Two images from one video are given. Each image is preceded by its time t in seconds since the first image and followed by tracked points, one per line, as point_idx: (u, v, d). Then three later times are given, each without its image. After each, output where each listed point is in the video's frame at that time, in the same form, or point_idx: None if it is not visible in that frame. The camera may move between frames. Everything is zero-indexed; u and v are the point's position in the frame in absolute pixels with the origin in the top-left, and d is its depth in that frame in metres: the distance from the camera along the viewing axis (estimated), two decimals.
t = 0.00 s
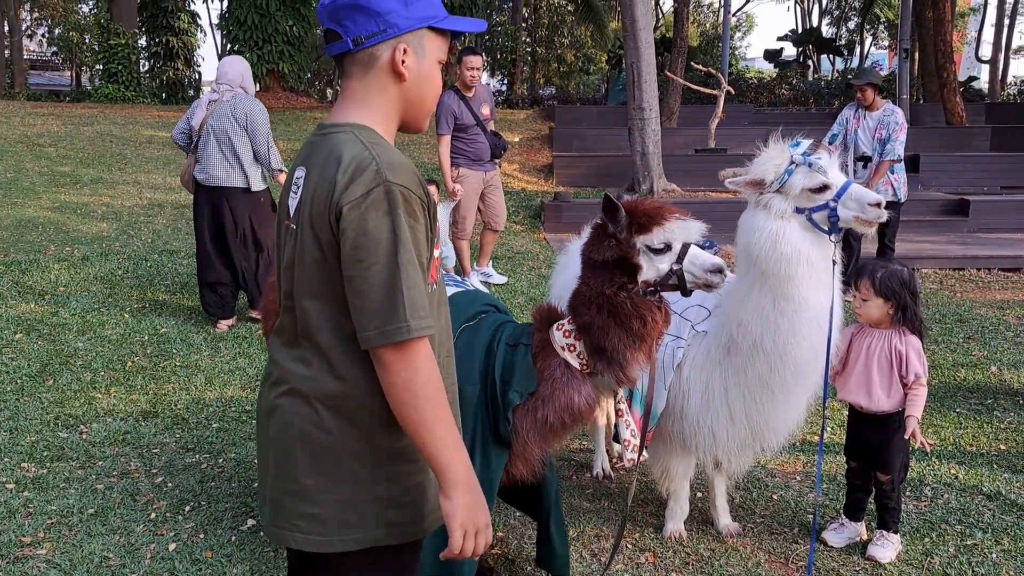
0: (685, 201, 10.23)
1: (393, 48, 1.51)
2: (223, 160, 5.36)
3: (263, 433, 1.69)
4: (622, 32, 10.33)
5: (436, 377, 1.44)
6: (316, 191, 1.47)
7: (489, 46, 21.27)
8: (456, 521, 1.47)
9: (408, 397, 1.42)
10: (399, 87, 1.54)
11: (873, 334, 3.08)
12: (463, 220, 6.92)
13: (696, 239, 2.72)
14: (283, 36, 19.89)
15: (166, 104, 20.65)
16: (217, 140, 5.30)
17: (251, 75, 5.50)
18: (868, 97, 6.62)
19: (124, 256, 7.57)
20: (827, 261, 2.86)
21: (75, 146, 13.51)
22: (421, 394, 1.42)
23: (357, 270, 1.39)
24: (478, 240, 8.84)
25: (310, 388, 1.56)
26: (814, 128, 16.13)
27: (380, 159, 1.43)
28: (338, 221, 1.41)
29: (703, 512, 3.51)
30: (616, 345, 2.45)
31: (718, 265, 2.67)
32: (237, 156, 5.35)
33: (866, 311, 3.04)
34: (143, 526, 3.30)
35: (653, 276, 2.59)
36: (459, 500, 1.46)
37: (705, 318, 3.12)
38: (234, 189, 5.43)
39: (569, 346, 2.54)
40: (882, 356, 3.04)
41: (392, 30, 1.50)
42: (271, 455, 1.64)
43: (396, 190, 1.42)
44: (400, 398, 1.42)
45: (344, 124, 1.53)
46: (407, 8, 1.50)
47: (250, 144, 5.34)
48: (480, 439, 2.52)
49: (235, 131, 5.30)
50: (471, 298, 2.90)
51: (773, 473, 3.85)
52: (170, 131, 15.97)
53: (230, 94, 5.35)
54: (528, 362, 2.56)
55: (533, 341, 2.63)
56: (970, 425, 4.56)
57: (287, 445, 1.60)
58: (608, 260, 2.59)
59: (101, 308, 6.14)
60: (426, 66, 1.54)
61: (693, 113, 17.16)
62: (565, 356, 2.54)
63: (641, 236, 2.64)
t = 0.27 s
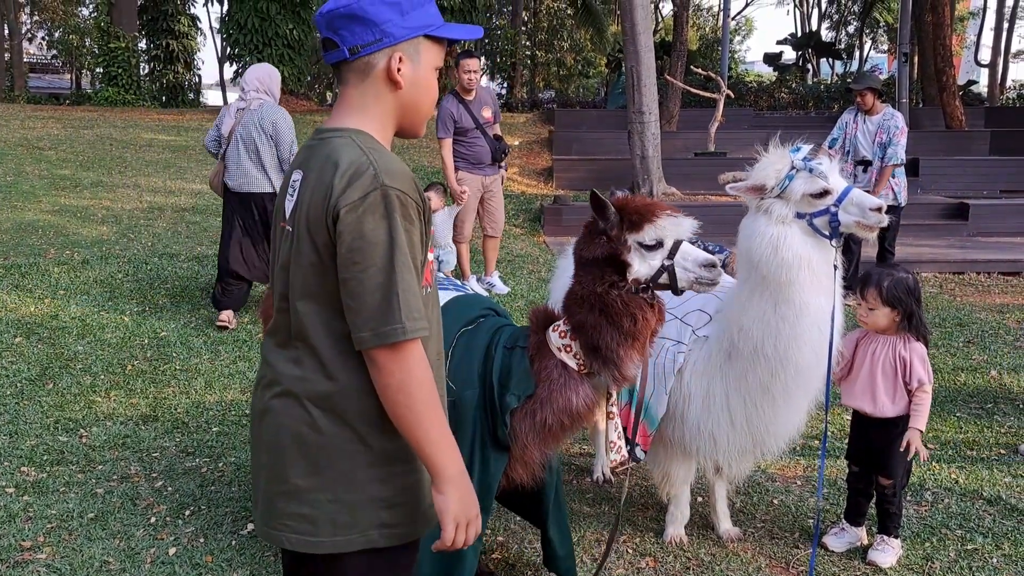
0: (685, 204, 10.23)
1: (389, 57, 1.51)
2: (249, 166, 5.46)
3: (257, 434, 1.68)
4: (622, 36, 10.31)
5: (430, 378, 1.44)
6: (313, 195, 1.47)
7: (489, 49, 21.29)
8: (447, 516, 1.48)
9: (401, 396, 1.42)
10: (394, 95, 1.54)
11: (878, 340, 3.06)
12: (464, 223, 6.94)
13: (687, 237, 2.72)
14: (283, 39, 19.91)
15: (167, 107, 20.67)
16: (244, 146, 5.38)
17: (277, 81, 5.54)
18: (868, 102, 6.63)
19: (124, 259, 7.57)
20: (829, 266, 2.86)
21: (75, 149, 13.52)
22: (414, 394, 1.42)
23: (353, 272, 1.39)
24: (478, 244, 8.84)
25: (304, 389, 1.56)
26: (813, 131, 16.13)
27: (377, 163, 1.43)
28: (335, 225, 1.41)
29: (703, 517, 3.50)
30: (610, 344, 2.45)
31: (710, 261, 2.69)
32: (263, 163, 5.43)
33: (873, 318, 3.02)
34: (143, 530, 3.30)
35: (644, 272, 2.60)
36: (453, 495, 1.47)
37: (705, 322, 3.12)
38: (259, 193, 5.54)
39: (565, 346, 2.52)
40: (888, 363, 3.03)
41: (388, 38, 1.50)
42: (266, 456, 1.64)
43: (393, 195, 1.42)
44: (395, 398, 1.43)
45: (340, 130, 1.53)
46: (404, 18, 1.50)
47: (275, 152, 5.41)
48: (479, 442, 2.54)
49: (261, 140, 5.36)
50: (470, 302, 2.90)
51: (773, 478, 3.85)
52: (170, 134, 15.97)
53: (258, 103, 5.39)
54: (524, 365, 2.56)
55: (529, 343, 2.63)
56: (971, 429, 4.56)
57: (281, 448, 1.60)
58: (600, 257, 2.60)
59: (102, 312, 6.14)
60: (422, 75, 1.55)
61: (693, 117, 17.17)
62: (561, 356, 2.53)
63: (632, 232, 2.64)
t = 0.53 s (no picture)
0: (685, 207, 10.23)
1: (378, 65, 1.51)
2: (274, 162, 5.49)
3: (253, 440, 1.69)
4: (622, 38, 10.31)
5: (416, 380, 1.44)
6: (303, 198, 1.47)
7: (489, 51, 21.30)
8: (435, 519, 1.47)
9: (387, 398, 1.42)
10: (384, 102, 1.55)
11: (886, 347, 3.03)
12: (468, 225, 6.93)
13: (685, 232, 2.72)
14: (284, 41, 19.93)
15: (167, 109, 20.68)
16: (270, 143, 5.42)
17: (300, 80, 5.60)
18: (867, 105, 6.64)
19: (124, 262, 7.57)
20: (828, 269, 2.86)
21: (76, 151, 13.52)
22: (400, 396, 1.42)
23: (341, 274, 1.40)
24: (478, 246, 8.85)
25: (295, 394, 1.56)
26: (813, 134, 16.14)
27: (365, 166, 1.43)
28: (323, 228, 1.41)
29: (704, 520, 3.50)
30: (608, 342, 2.48)
31: (705, 259, 2.69)
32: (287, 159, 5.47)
33: (885, 326, 2.98)
34: (143, 532, 3.29)
35: (642, 270, 2.59)
36: (440, 497, 1.47)
37: (706, 324, 3.12)
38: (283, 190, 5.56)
39: (564, 346, 2.55)
40: (897, 370, 3.00)
41: (377, 47, 1.50)
42: (262, 462, 1.65)
43: (381, 197, 1.42)
44: (381, 401, 1.42)
45: (330, 136, 1.53)
46: (392, 27, 1.51)
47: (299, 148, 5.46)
48: (480, 444, 2.52)
49: (286, 136, 5.41)
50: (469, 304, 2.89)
51: (774, 481, 3.84)
52: (170, 136, 15.98)
53: (281, 100, 5.46)
54: (526, 365, 2.56)
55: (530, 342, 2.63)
56: (971, 432, 4.56)
57: (277, 453, 1.60)
58: (597, 256, 2.60)
59: (102, 314, 6.14)
60: (412, 81, 1.55)
61: (693, 119, 17.18)
62: (561, 356, 2.55)
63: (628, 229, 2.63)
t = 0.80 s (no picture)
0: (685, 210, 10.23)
1: (374, 69, 1.51)
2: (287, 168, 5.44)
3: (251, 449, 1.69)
4: (622, 41, 10.31)
5: (407, 389, 1.44)
6: (297, 205, 1.46)
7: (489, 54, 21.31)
8: (422, 532, 1.48)
9: (377, 408, 1.42)
10: (380, 105, 1.54)
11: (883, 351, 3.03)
12: (469, 225, 6.94)
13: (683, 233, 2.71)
14: (284, 44, 19.95)
15: (167, 111, 20.68)
16: (283, 148, 5.37)
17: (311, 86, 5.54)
18: (867, 108, 6.64)
19: (124, 264, 7.56)
20: (828, 273, 2.86)
21: (76, 154, 13.52)
22: (389, 407, 1.42)
23: (332, 282, 1.39)
24: (478, 249, 8.84)
25: (290, 402, 1.56)
26: (813, 136, 16.14)
27: (357, 172, 1.43)
28: (314, 235, 1.41)
29: (704, 525, 3.49)
30: (606, 343, 2.49)
31: (706, 257, 2.66)
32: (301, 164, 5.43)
33: (882, 328, 2.98)
34: (142, 537, 3.29)
35: (639, 270, 2.59)
36: (428, 511, 1.47)
37: (706, 329, 3.11)
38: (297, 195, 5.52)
39: (564, 348, 2.55)
40: (899, 371, 3.01)
41: (372, 51, 1.50)
42: (260, 472, 1.65)
43: (372, 204, 1.42)
44: (371, 412, 1.42)
45: (325, 142, 1.52)
46: (387, 30, 1.50)
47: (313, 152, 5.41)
48: (481, 448, 2.50)
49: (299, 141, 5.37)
50: (469, 309, 2.88)
51: (773, 485, 3.84)
52: (170, 139, 15.98)
53: (293, 105, 5.41)
54: (526, 368, 2.55)
55: (530, 345, 2.63)
56: (971, 436, 4.55)
57: (273, 461, 1.60)
58: (595, 257, 2.59)
59: (102, 317, 6.13)
60: (407, 85, 1.55)
61: (693, 122, 17.19)
62: (562, 358, 2.55)
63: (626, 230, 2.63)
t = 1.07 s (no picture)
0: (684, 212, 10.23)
1: (378, 75, 1.50)
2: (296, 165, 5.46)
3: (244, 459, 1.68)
4: (622, 44, 10.30)
5: (403, 403, 1.42)
6: (291, 212, 1.45)
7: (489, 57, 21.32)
8: (421, 549, 1.47)
9: (373, 422, 1.40)
10: (382, 112, 1.53)
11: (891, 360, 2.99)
12: (468, 227, 6.94)
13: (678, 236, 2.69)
14: (284, 47, 19.97)
15: (166, 114, 20.68)
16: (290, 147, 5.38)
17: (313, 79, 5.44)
18: (866, 111, 6.64)
19: (122, 267, 7.55)
20: (826, 276, 2.85)
21: (75, 156, 13.51)
22: (386, 422, 1.41)
23: (326, 292, 1.38)
24: (477, 252, 8.82)
25: (283, 415, 1.54)
26: (813, 139, 16.14)
27: (353, 180, 1.41)
28: (309, 243, 1.39)
29: (702, 529, 3.48)
30: (602, 345, 2.48)
31: (699, 262, 2.66)
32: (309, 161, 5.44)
33: (892, 336, 2.93)
34: (137, 541, 3.27)
35: (634, 272, 2.58)
36: (427, 528, 1.46)
37: (703, 332, 3.10)
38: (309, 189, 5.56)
39: (561, 351, 2.54)
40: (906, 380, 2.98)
41: (378, 56, 1.48)
42: (254, 484, 1.63)
43: (368, 213, 1.40)
44: (367, 426, 1.41)
45: (322, 146, 1.51)
46: (395, 35, 1.49)
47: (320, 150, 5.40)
48: (477, 451, 2.48)
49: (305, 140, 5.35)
50: (465, 312, 2.86)
51: (772, 489, 3.83)
52: (170, 141, 15.98)
53: (297, 101, 5.34)
54: (523, 370, 2.54)
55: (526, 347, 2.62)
56: (971, 440, 4.54)
57: (266, 473, 1.59)
58: (590, 257, 2.59)
59: (99, 319, 6.12)
60: (411, 91, 1.54)
61: (692, 125, 17.19)
62: (558, 361, 2.55)
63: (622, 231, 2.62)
